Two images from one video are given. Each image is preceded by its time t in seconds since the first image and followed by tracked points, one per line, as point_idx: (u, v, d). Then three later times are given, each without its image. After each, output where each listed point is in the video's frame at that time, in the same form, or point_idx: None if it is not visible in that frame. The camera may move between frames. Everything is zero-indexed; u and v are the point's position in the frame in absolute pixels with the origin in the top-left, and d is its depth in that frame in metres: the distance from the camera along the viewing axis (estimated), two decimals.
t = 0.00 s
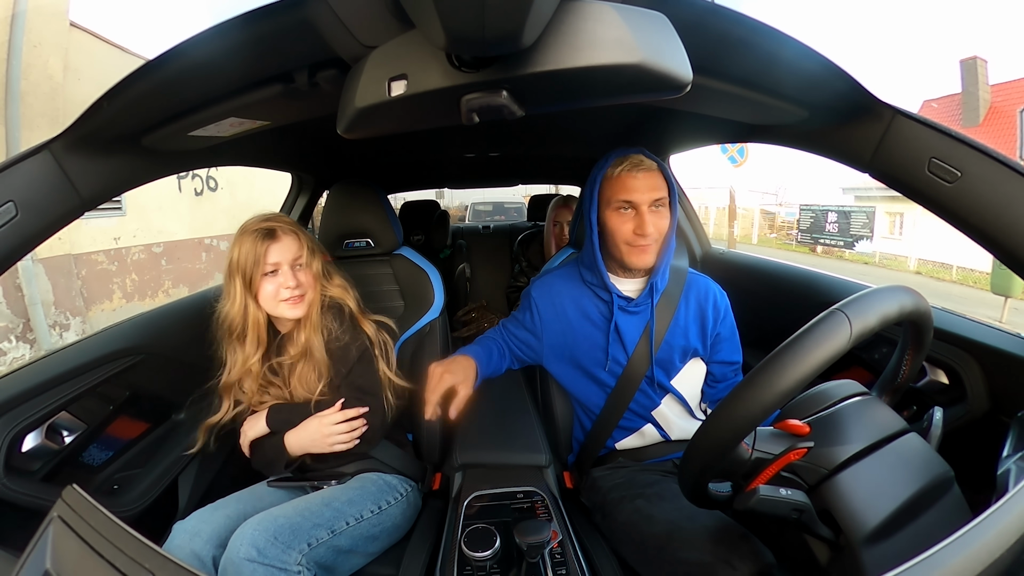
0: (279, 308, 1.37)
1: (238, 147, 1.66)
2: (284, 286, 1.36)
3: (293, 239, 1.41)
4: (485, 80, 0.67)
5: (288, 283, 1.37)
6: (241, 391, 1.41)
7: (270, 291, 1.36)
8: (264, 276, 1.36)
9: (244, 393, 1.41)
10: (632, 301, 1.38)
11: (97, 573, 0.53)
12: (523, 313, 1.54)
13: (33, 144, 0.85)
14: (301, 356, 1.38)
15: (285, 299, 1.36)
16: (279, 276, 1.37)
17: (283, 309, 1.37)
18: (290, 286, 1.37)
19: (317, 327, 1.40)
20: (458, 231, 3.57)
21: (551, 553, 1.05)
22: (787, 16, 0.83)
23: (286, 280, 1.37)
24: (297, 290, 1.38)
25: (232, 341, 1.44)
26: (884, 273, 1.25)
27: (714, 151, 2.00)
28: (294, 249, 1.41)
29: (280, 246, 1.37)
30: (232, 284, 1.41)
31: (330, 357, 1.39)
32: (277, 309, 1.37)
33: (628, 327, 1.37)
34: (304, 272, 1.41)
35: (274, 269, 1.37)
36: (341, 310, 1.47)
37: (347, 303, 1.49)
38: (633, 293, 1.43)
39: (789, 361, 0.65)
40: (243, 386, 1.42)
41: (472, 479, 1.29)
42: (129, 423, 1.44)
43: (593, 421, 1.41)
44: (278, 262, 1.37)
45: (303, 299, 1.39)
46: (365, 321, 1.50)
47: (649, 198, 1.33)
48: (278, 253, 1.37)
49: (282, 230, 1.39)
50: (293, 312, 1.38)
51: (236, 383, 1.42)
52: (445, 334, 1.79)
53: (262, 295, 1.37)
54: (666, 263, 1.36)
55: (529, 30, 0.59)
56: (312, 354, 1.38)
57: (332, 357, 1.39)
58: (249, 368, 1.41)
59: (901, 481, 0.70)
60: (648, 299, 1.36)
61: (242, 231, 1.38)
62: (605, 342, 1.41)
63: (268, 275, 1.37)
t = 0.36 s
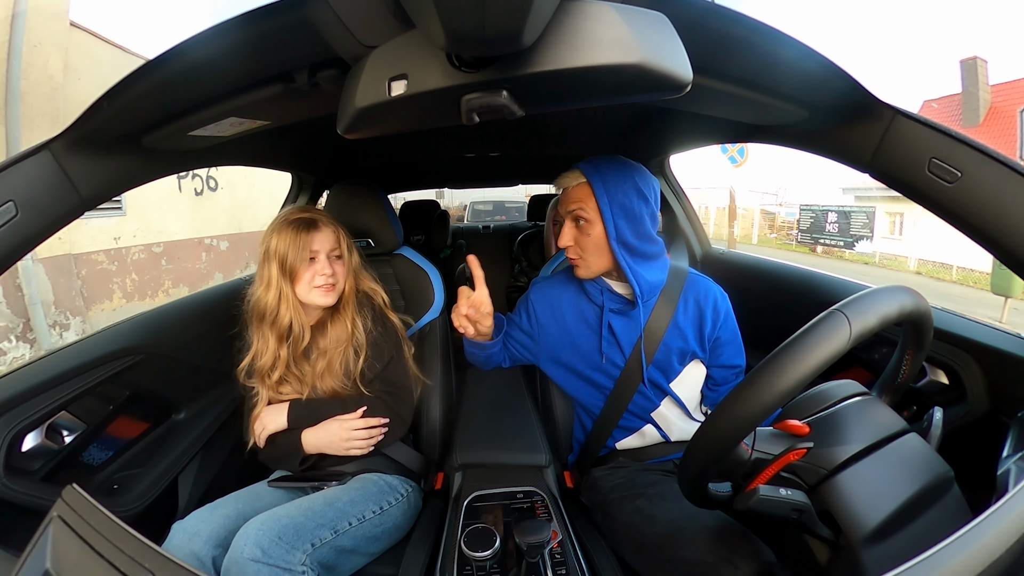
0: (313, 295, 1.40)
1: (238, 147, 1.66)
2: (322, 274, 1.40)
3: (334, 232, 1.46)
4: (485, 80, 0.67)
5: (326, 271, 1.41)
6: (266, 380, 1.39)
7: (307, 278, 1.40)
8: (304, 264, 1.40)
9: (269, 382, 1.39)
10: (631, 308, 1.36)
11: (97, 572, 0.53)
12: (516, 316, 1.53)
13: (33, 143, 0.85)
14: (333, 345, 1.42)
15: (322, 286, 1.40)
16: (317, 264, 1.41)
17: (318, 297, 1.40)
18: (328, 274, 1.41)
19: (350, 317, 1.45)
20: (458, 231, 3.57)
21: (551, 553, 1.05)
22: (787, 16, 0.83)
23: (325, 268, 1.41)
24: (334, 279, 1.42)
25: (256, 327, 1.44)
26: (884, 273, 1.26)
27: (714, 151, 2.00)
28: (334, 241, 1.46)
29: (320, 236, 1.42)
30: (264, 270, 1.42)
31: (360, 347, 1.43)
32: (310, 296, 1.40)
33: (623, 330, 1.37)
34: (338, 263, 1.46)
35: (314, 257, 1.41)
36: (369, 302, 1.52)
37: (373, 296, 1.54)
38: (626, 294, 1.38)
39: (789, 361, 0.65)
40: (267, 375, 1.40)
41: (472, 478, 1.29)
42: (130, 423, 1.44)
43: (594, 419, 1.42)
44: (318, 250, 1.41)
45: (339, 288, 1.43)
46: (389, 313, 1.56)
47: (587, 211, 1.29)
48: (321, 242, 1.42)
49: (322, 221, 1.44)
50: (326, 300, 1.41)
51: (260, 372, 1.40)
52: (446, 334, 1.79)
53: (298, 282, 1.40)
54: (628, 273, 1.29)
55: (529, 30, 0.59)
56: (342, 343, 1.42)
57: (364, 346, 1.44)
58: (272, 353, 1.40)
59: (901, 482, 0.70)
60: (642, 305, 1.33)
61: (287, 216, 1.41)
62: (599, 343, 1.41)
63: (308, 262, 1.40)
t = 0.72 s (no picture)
0: (287, 304, 1.38)
1: (238, 147, 1.66)
2: (295, 282, 1.38)
3: (307, 238, 1.44)
4: (485, 80, 0.67)
5: (300, 279, 1.39)
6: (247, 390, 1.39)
7: (281, 287, 1.38)
8: (276, 272, 1.38)
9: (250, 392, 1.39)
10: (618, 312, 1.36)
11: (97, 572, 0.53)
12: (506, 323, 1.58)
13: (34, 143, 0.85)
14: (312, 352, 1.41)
15: (296, 294, 1.38)
16: (290, 272, 1.39)
17: (293, 305, 1.38)
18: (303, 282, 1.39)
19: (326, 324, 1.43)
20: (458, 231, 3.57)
21: (551, 553, 1.05)
22: (787, 16, 0.83)
23: (298, 276, 1.39)
24: (308, 286, 1.40)
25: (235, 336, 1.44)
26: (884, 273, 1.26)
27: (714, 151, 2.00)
28: (307, 248, 1.43)
29: (292, 243, 1.40)
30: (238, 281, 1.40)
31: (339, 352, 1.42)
32: (284, 304, 1.38)
33: (611, 334, 1.38)
34: (312, 269, 1.44)
35: (287, 265, 1.38)
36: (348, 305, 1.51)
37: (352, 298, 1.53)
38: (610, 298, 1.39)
39: (789, 361, 0.65)
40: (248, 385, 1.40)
41: (472, 478, 1.29)
42: (130, 422, 1.44)
43: (592, 420, 1.42)
44: (291, 258, 1.39)
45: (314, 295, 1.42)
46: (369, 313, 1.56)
47: (561, 221, 1.31)
48: (292, 249, 1.40)
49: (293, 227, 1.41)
50: (300, 308, 1.39)
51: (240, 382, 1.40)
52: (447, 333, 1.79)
53: (272, 291, 1.38)
54: (606, 279, 1.31)
55: (530, 30, 0.59)
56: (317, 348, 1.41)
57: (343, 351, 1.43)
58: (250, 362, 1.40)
59: (902, 482, 0.70)
60: (627, 309, 1.34)
61: (259, 223, 1.39)
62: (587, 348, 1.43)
63: (280, 270, 1.38)
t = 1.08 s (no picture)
0: (256, 320, 1.37)
1: (238, 147, 1.66)
2: (258, 298, 1.36)
3: (269, 250, 1.40)
4: (485, 80, 0.67)
5: (264, 294, 1.36)
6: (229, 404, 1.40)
7: (246, 303, 1.36)
8: (240, 288, 1.36)
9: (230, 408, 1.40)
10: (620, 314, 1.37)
11: (97, 572, 0.53)
12: (504, 324, 1.59)
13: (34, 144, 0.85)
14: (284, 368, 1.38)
15: (262, 311, 1.36)
16: (254, 288, 1.36)
17: (261, 321, 1.37)
18: (267, 298, 1.36)
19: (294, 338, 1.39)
20: (458, 231, 3.57)
21: (551, 553, 1.05)
22: (787, 16, 0.83)
23: (261, 292, 1.36)
24: (273, 301, 1.37)
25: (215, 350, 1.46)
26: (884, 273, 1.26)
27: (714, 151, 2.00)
28: (270, 261, 1.40)
29: (252, 258, 1.36)
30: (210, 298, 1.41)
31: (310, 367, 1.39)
32: (253, 320, 1.38)
33: (612, 336, 1.38)
34: (279, 282, 1.41)
35: (249, 282, 1.36)
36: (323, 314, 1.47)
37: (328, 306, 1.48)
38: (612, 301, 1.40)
39: (789, 361, 0.65)
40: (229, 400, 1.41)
41: (472, 479, 1.29)
42: (130, 422, 1.44)
43: (592, 420, 1.42)
44: (253, 274, 1.36)
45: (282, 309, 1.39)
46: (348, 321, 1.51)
47: (570, 218, 1.31)
48: (254, 264, 1.37)
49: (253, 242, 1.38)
50: (270, 322, 1.38)
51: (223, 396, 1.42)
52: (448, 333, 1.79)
53: (240, 308, 1.37)
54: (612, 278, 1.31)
55: (530, 29, 0.59)
56: (286, 362, 1.38)
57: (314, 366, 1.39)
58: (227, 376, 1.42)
59: (902, 482, 0.70)
60: (627, 310, 1.35)
61: (222, 238, 1.38)
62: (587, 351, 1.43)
63: (243, 287, 1.36)
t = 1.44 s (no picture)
0: (263, 317, 1.36)
1: (238, 147, 1.66)
2: (267, 294, 1.35)
3: (274, 247, 1.39)
4: (485, 79, 0.67)
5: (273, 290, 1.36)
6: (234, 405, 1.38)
7: (253, 301, 1.35)
8: (245, 285, 1.35)
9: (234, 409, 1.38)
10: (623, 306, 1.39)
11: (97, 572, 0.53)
12: (503, 326, 1.54)
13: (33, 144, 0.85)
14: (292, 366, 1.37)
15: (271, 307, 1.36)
16: (262, 284, 1.36)
17: (269, 317, 1.36)
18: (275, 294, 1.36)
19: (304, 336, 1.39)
20: (458, 231, 3.57)
21: (551, 553, 1.05)
22: (787, 16, 0.83)
23: (269, 288, 1.36)
24: (281, 297, 1.37)
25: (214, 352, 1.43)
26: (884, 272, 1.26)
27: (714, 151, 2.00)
28: (276, 257, 1.40)
29: (260, 254, 1.36)
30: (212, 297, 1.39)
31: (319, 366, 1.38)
32: (261, 317, 1.37)
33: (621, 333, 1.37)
34: (285, 279, 1.40)
35: (257, 278, 1.35)
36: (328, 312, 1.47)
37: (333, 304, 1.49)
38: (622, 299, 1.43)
39: (788, 361, 0.65)
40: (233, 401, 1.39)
41: (472, 479, 1.29)
42: (130, 422, 1.44)
43: (591, 420, 1.41)
44: (260, 271, 1.36)
45: (290, 306, 1.39)
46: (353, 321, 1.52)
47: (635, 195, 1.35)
48: (260, 261, 1.36)
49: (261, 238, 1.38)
50: (278, 318, 1.38)
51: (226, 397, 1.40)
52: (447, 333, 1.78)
53: (246, 306, 1.36)
54: (651, 265, 1.36)
55: (529, 29, 0.59)
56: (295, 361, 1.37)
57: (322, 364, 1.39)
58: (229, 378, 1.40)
59: (902, 482, 0.70)
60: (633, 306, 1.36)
61: (224, 236, 1.36)
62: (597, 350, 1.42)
63: (249, 284, 1.35)
